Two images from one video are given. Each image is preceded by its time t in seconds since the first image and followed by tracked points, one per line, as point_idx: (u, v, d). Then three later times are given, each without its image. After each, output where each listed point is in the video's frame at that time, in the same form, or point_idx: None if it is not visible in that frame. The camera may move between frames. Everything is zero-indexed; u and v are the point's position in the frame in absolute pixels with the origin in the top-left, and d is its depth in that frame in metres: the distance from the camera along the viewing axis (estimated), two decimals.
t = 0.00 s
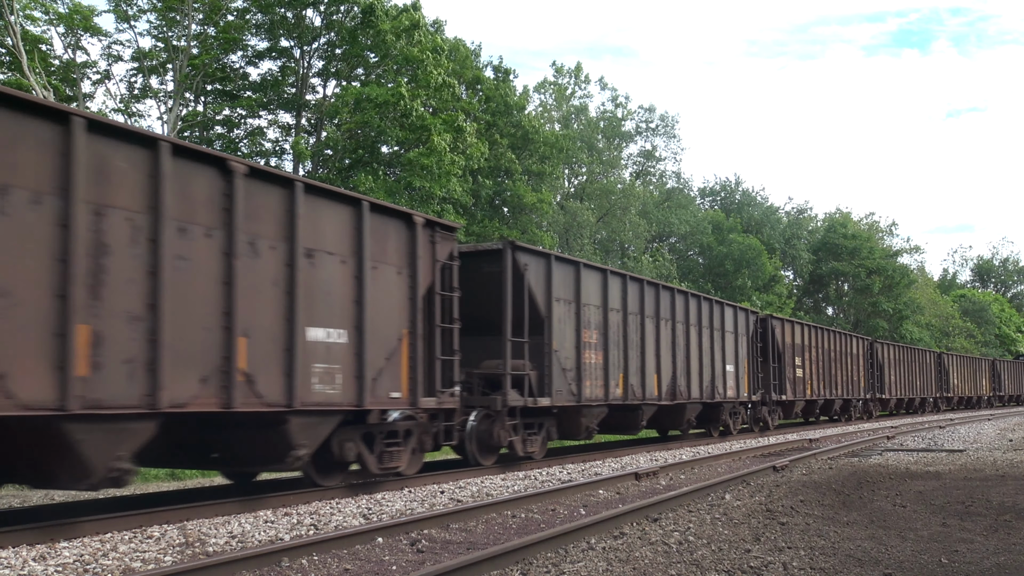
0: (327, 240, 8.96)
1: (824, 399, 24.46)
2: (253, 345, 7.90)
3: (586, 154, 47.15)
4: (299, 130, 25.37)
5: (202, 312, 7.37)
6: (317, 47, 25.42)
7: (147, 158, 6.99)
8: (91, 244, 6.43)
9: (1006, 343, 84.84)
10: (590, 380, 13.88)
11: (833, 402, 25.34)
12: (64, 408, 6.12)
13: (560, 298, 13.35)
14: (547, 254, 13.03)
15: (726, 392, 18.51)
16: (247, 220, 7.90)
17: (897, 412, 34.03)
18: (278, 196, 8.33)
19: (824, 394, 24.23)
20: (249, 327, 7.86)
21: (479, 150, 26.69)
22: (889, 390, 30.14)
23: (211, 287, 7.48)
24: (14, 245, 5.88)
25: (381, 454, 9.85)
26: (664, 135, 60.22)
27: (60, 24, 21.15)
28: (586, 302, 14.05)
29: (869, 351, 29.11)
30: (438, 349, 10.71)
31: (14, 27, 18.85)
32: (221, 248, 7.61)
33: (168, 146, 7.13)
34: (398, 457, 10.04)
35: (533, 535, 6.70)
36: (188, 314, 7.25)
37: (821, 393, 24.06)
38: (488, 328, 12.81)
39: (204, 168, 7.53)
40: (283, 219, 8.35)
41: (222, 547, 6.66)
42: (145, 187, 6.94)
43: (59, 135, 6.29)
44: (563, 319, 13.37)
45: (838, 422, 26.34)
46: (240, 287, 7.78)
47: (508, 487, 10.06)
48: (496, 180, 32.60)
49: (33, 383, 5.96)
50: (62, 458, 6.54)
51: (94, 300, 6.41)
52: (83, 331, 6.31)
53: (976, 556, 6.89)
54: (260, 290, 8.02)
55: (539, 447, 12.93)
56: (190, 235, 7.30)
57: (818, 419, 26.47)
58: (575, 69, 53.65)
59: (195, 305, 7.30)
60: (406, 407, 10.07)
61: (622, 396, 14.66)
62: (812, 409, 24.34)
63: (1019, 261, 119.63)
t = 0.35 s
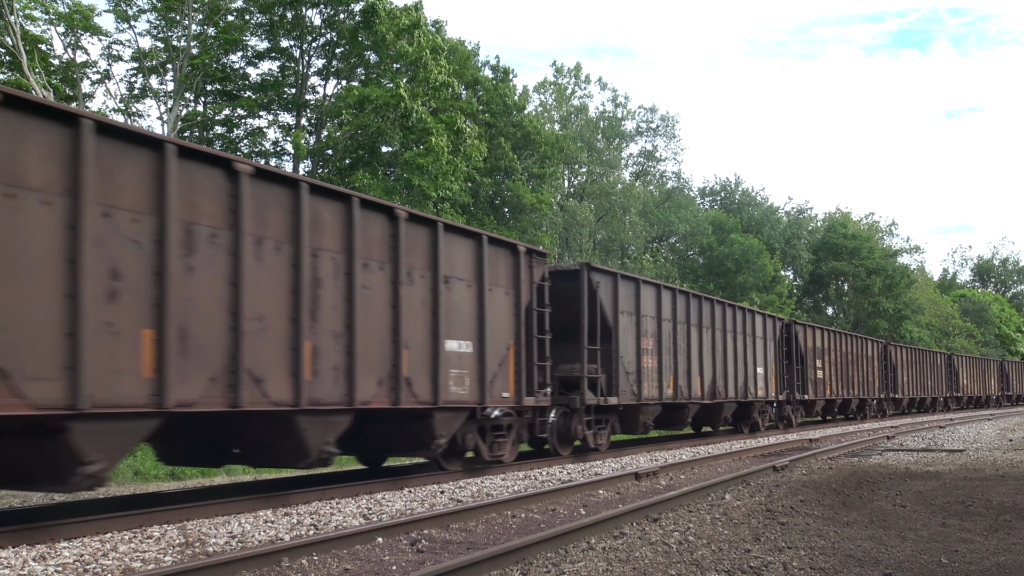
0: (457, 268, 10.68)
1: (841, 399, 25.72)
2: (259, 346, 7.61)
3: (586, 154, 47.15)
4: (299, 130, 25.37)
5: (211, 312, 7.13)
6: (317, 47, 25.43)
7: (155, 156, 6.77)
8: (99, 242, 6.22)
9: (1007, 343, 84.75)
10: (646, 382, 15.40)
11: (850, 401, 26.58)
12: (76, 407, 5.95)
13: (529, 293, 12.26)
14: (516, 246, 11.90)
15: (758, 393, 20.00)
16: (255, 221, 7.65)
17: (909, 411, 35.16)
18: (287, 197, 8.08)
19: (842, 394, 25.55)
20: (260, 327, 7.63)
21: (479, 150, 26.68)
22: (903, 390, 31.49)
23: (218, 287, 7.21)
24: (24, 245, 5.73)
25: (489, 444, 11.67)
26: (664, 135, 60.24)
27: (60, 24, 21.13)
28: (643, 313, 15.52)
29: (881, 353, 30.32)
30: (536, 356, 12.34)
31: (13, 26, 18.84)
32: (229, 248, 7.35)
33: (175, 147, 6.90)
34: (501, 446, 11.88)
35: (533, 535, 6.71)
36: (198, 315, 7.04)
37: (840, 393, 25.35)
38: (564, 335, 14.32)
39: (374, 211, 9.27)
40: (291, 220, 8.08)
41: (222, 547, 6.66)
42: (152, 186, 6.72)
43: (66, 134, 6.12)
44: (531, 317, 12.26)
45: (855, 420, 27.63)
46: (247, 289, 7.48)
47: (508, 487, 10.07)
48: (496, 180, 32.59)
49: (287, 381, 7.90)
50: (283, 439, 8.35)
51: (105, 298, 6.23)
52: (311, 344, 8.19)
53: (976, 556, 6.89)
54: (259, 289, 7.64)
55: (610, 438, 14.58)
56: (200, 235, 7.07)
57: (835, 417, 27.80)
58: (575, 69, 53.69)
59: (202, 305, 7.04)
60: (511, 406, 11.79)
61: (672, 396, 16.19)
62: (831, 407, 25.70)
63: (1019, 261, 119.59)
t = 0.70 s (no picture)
0: (547, 285, 12.34)
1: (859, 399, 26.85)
2: (266, 349, 7.50)
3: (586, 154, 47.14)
4: (299, 130, 25.38)
5: (215, 313, 7.01)
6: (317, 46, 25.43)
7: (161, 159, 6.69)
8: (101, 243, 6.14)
9: (1007, 343, 84.62)
10: (691, 383, 16.87)
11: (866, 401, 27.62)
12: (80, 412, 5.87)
13: (575, 300, 13.16)
14: (502, 241, 11.18)
15: (786, 392, 21.46)
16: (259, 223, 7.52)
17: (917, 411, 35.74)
18: (291, 198, 7.95)
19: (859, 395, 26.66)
20: (265, 328, 7.51)
21: (479, 150, 26.65)
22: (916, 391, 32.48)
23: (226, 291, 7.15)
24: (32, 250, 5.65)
25: (566, 437, 13.37)
26: (664, 135, 60.25)
27: (60, 24, 21.14)
28: (689, 321, 17.04)
29: (895, 355, 31.26)
30: (608, 361, 13.95)
31: (13, 26, 18.86)
32: (233, 249, 7.24)
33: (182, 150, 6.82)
34: (577, 439, 13.60)
35: (533, 534, 6.70)
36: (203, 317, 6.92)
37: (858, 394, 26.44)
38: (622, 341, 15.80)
39: (489, 241, 11.05)
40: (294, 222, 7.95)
41: (222, 547, 6.67)
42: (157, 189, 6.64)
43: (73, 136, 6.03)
44: (524, 315, 11.68)
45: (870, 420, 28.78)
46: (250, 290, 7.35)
47: (508, 487, 10.07)
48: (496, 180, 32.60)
49: (432, 384, 9.72)
50: (423, 433, 10.19)
51: (107, 302, 6.13)
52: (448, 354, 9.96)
53: (976, 556, 6.89)
54: (262, 293, 7.50)
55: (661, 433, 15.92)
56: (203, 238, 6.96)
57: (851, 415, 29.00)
58: (575, 69, 53.73)
59: (209, 307, 6.95)
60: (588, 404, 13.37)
61: (714, 396, 17.67)
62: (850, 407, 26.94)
63: (1019, 261, 119.51)
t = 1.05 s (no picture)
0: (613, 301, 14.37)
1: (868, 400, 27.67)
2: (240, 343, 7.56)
3: (585, 154, 47.13)
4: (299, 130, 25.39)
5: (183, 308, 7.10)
6: (317, 46, 25.44)
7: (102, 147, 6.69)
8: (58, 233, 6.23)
9: (1007, 343, 84.68)
10: (728, 385, 18.50)
11: (880, 400, 28.81)
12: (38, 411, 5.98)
13: (636, 312, 15.16)
14: (504, 241, 11.59)
15: (810, 392, 23.03)
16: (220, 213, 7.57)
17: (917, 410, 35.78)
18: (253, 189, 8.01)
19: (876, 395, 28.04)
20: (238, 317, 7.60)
21: (478, 150, 26.67)
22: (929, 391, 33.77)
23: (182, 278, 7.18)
24: None
25: (625, 432, 15.20)
26: (664, 135, 60.26)
27: (60, 24, 21.14)
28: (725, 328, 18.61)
29: (908, 356, 32.39)
30: (662, 364, 15.87)
31: (13, 27, 18.86)
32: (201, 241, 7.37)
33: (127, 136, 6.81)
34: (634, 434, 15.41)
35: (533, 535, 6.70)
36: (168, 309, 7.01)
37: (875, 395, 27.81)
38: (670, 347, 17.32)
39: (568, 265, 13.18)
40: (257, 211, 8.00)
41: (221, 547, 6.66)
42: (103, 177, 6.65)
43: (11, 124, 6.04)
44: (524, 313, 11.96)
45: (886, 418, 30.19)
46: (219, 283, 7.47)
47: (508, 487, 10.07)
48: (496, 180, 32.60)
49: (530, 385, 11.91)
50: (520, 425, 12.22)
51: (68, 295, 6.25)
52: (541, 361, 12.12)
53: (976, 555, 6.89)
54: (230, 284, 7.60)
55: (701, 428, 17.65)
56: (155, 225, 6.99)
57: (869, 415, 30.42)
58: (575, 69, 53.75)
59: (165, 295, 6.99)
60: (646, 403, 15.29)
61: (746, 396, 19.25)
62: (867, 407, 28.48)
63: (1018, 261, 119.55)
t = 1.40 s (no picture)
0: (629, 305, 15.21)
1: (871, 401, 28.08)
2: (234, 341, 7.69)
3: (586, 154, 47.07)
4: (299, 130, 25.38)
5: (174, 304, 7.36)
6: (318, 47, 25.44)
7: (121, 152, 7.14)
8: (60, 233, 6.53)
9: (1007, 343, 84.57)
10: (760, 386, 20.43)
11: (894, 398, 30.51)
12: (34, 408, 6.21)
13: (683, 322, 17.32)
14: (506, 242, 12.04)
15: (830, 391, 24.79)
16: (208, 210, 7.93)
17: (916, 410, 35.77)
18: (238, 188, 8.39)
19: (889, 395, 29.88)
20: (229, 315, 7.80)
21: (478, 149, 26.66)
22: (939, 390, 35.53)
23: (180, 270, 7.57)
24: None
25: (674, 427, 17.08)
26: (664, 135, 60.23)
27: (59, 24, 21.13)
28: (757, 334, 20.50)
29: (920, 359, 33.97)
30: (703, 367, 17.93)
31: (13, 27, 18.88)
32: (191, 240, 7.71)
33: (140, 142, 7.28)
34: (681, 428, 17.23)
35: (533, 535, 6.69)
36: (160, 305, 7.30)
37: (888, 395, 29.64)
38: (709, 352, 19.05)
39: (627, 283, 15.29)
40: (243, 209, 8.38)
41: (222, 547, 6.66)
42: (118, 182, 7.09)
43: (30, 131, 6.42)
44: (525, 312, 12.38)
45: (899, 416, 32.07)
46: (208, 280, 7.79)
47: (509, 487, 10.07)
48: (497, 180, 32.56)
49: (601, 387, 13.98)
50: (590, 421, 14.39)
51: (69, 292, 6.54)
52: (610, 366, 14.20)
53: (976, 556, 6.89)
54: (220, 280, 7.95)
55: (735, 425, 19.43)
56: (164, 226, 7.47)
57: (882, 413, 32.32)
58: (575, 69, 53.73)
59: (321, 313, 8.99)
60: (690, 402, 17.32)
61: (776, 395, 21.08)
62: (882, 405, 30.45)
63: (1018, 261, 119.43)
